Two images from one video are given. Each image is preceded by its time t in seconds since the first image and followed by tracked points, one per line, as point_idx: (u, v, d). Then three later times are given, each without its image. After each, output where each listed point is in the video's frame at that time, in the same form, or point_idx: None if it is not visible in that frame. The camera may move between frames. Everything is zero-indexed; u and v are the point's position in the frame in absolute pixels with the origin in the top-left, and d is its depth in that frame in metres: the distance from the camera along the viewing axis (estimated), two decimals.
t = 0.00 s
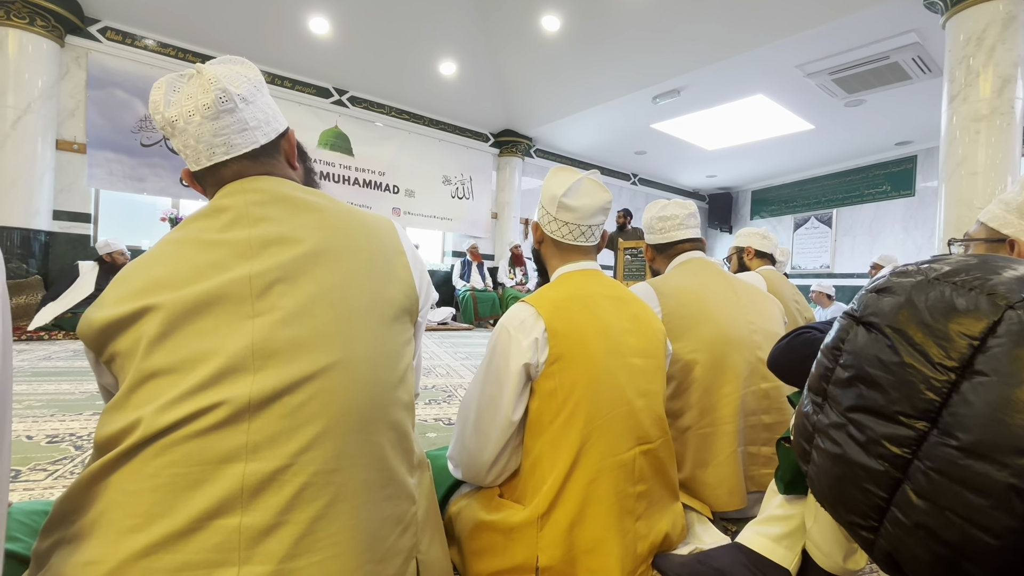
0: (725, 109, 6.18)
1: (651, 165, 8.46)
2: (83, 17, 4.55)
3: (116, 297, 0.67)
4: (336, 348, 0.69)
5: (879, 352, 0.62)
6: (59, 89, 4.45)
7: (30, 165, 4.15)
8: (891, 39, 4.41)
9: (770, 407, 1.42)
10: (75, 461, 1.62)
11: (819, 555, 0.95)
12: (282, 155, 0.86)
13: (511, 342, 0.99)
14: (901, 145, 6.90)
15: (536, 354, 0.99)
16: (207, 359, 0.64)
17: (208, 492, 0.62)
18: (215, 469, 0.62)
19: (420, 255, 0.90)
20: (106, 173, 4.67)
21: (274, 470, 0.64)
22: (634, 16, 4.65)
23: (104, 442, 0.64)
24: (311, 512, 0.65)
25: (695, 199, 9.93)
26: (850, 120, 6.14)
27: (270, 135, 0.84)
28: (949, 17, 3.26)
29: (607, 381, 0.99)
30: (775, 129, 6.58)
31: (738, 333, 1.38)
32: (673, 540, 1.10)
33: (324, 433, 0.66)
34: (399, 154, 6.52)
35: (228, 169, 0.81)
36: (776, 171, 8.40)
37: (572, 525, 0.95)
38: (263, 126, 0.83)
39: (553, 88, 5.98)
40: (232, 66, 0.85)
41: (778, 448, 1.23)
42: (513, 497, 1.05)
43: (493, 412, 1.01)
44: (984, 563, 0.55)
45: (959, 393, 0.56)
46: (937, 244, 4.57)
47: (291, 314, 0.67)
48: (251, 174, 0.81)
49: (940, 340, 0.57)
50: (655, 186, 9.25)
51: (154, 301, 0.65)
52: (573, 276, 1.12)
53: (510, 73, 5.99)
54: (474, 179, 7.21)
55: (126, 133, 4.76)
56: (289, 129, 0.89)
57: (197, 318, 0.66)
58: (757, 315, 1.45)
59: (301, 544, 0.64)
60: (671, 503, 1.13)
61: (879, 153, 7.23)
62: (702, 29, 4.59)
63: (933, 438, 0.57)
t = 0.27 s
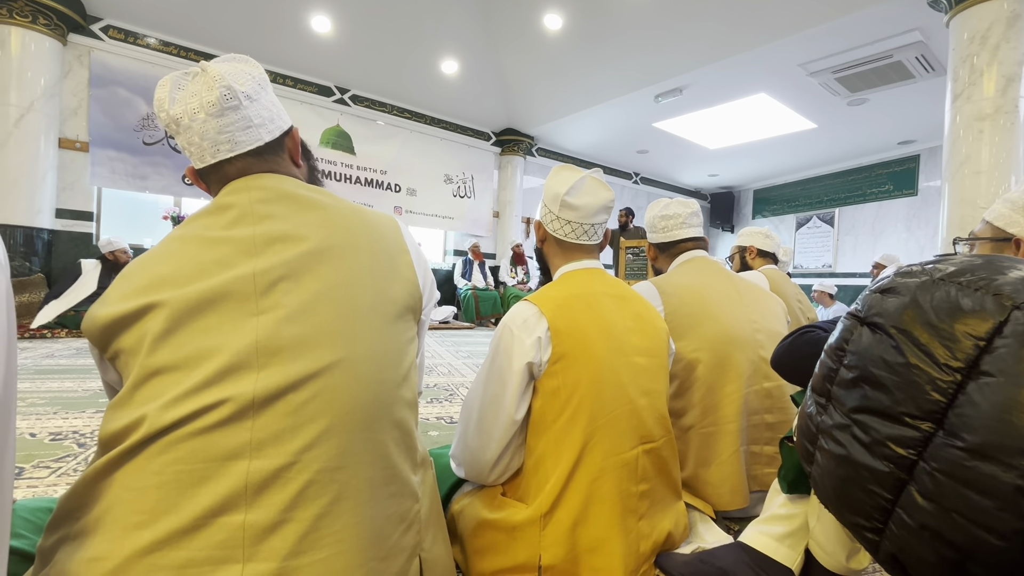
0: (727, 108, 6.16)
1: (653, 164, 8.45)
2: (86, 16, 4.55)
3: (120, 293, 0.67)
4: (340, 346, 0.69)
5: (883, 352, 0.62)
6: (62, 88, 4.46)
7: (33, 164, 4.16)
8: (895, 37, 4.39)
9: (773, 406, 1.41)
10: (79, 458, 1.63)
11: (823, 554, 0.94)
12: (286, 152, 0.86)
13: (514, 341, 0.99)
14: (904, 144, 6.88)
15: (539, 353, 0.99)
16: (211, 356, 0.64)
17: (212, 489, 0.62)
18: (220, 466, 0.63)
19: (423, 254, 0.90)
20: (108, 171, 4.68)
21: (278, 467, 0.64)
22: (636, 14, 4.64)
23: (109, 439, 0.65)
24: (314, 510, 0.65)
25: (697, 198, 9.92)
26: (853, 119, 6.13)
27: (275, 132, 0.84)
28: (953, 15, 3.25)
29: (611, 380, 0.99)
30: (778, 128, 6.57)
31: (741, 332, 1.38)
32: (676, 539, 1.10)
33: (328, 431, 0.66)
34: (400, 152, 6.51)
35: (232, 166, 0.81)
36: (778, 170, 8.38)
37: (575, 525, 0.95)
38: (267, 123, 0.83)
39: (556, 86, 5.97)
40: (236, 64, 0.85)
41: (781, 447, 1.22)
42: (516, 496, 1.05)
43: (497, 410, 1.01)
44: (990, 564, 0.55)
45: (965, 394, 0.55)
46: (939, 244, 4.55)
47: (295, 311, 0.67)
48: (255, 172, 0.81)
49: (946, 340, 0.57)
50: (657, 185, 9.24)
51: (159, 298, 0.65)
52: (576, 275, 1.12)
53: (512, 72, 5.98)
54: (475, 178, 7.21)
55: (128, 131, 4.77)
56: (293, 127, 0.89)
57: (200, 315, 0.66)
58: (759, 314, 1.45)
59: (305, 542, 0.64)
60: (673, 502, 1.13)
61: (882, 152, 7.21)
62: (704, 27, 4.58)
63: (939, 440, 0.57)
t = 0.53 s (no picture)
0: (730, 108, 6.15)
1: (655, 164, 8.44)
2: (91, 16, 4.57)
3: (126, 292, 0.67)
4: (343, 345, 0.69)
5: (884, 353, 0.62)
6: (66, 88, 4.48)
7: (38, 163, 4.18)
8: (899, 37, 4.38)
9: (775, 406, 1.41)
10: (82, 456, 1.64)
11: (824, 555, 0.94)
12: (291, 152, 0.87)
13: (516, 341, 0.99)
14: (907, 144, 6.86)
15: (541, 353, 0.99)
16: (215, 355, 0.65)
17: (216, 486, 0.62)
18: (223, 464, 0.63)
19: (427, 254, 0.90)
20: (112, 171, 4.70)
21: (282, 465, 0.64)
22: (639, 15, 4.64)
23: (114, 437, 0.65)
24: (318, 508, 0.66)
25: (699, 198, 9.90)
26: (856, 120, 6.11)
27: (280, 132, 0.84)
28: (957, 16, 3.24)
29: (613, 380, 0.99)
30: (781, 128, 6.55)
31: (743, 332, 1.38)
32: (677, 539, 1.10)
33: (331, 429, 0.67)
34: (403, 152, 6.52)
35: (237, 165, 0.81)
36: (781, 171, 8.36)
37: (576, 524, 0.95)
38: (272, 123, 0.83)
39: (558, 87, 5.97)
40: (244, 65, 0.86)
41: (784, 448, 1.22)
42: (518, 496, 1.06)
43: (499, 410, 1.01)
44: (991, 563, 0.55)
45: (966, 394, 0.55)
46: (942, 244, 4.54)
47: (299, 310, 0.68)
48: (261, 171, 0.81)
49: (947, 341, 0.57)
50: (659, 185, 9.23)
51: (164, 297, 0.65)
52: (579, 275, 1.12)
53: (514, 71, 5.98)
54: (478, 178, 7.21)
55: (132, 131, 4.79)
56: (298, 128, 0.89)
57: (205, 314, 0.66)
58: (761, 315, 1.45)
59: (308, 539, 0.65)
60: (675, 502, 1.13)
61: (885, 152, 7.19)
62: (707, 27, 4.57)
63: (940, 439, 0.57)
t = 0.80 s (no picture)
0: (732, 108, 6.14)
1: (657, 164, 8.44)
2: (93, 15, 4.58)
3: (128, 290, 0.67)
4: (344, 344, 0.69)
5: (885, 352, 0.62)
6: (69, 87, 4.49)
7: (40, 162, 4.19)
8: (902, 37, 4.37)
9: (775, 407, 1.41)
10: (84, 454, 1.64)
11: (825, 556, 0.94)
12: (292, 152, 0.87)
13: (517, 341, 0.99)
14: (909, 145, 6.84)
15: (542, 352, 0.99)
16: (216, 354, 0.65)
17: (216, 485, 0.62)
18: (224, 463, 0.63)
19: (427, 253, 0.90)
20: (114, 170, 4.71)
21: (282, 464, 0.64)
22: (641, 14, 4.64)
23: (116, 435, 0.65)
24: (318, 507, 0.66)
25: (701, 198, 9.89)
26: (858, 120, 6.10)
27: (282, 132, 0.84)
28: (960, 16, 3.23)
29: (613, 379, 0.99)
30: (782, 129, 6.54)
31: (744, 332, 1.38)
32: (677, 539, 1.10)
33: (331, 428, 0.67)
34: (404, 152, 6.53)
35: (238, 165, 0.81)
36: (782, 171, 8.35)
37: (576, 523, 0.96)
38: (274, 123, 0.83)
39: (560, 86, 5.96)
40: (246, 65, 0.86)
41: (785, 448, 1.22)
42: (518, 495, 1.06)
43: (500, 410, 1.01)
44: (989, 562, 0.54)
45: (966, 393, 0.55)
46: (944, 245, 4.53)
47: (300, 309, 0.68)
48: (262, 170, 0.82)
49: (948, 340, 0.57)
50: (661, 185, 9.22)
51: (166, 296, 0.66)
52: (579, 275, 1.12)
53: (516, 71, 5.98)
54: (479, 178, 7.21)
55: (134, 130, 4.80)
56: (300, 127, 0.89)
57: (207, 313, 0.66)
58: (762, 315, 1.44)
59: (308, 538, 0.65)
60: (675, 502, 1.13)
61: (887, 152, 7.17)
62: (708, 27, 4.56)
63: (938, 438, 0.57)
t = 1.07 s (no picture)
0: (735, 108, 6.13)
1: (660, 165, 8.43)
2: (97, 15, 4.60)
3: (133, 289, 0.68)
4: (346, 343, 0.69)
5: (886, 350, 0.63)
6: (73, 86, 4.51)
7: (45, 161, 4.21)
8: (906, 37, 4.36)
9: (777, 407, 1.41)
10: (88, 452, 1.65)
11: (826, 556, 0.95)
12: (295, 152, 0.87)
13: (518, 340, 1.00)
14: (913, 145, 6.82)
15: (544, 352, 0.99)
16: (220, 353, 0.65)
17: (221, 483, 0.63)
18: (228, 462, 0.64)
19: (430, 254, 0.91)
20: (118, 169, 4.73)
21: (286, 462, 0.65)
22: (644, 14, 4.63)
23: (121, 433, 0.66)
24: (321, 505, 0.66)
25: (703, 198, 9.88)
26: (862, 120, 6.09)
27: (284, 131, 0.85)
28: (964, 16, 3.22)
29: (615, 379, 0.99)
30: (786, 129, 6.53)
31: (746, 333, 1.38)
32: (679, 539, 1.10)
33: (333, 426, 0.67)
34: (407, 152, 6.53)
35: (241, 164, 0.82)
36: (785, 171, 8.33)
37: (578, 522, 0.96)
38: (276, 123, 0.84)
39: (563, 86, 5.96)
40: (248, 65, 0.87)
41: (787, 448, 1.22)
42: (520, 495, 1.06)
43: (501, 410, 1.02)
44: (982, 559, 0.55)
45: (965, 392, 0.56)
46: (948, 247, 4.52)
47: (303, 308, 0.68)
48: (264, 170, 0.82)
49: (949, 340, 0.58)
50: (663, 185, 9.21)
51: (170, 295, 0.66)
52: (581, 275, 1.13)
53: (518, 71, 5.98)
54: (481, 178, 7.22)
55: (138, 130, 4.82)
56: (302, 127, 0.90)
57: (210, 312, 0.67)
58: (764, 315, 1.44)
59: (311, 536, 0.65)
60: (677, 502, 1.13)
61: (891, 153, 7.15)
62: (712, 27, 4.56)
63: (936, 435, 0.58)
